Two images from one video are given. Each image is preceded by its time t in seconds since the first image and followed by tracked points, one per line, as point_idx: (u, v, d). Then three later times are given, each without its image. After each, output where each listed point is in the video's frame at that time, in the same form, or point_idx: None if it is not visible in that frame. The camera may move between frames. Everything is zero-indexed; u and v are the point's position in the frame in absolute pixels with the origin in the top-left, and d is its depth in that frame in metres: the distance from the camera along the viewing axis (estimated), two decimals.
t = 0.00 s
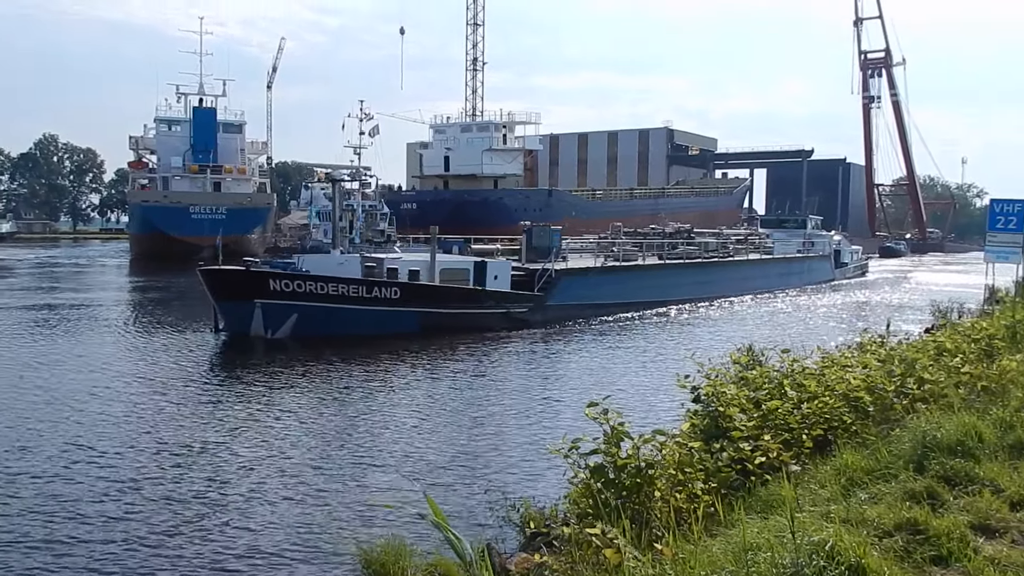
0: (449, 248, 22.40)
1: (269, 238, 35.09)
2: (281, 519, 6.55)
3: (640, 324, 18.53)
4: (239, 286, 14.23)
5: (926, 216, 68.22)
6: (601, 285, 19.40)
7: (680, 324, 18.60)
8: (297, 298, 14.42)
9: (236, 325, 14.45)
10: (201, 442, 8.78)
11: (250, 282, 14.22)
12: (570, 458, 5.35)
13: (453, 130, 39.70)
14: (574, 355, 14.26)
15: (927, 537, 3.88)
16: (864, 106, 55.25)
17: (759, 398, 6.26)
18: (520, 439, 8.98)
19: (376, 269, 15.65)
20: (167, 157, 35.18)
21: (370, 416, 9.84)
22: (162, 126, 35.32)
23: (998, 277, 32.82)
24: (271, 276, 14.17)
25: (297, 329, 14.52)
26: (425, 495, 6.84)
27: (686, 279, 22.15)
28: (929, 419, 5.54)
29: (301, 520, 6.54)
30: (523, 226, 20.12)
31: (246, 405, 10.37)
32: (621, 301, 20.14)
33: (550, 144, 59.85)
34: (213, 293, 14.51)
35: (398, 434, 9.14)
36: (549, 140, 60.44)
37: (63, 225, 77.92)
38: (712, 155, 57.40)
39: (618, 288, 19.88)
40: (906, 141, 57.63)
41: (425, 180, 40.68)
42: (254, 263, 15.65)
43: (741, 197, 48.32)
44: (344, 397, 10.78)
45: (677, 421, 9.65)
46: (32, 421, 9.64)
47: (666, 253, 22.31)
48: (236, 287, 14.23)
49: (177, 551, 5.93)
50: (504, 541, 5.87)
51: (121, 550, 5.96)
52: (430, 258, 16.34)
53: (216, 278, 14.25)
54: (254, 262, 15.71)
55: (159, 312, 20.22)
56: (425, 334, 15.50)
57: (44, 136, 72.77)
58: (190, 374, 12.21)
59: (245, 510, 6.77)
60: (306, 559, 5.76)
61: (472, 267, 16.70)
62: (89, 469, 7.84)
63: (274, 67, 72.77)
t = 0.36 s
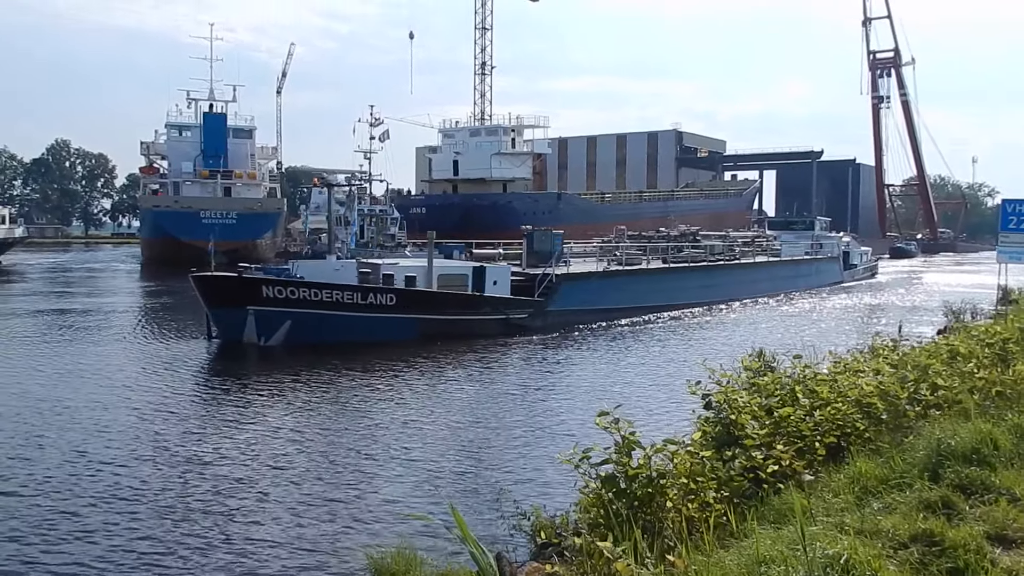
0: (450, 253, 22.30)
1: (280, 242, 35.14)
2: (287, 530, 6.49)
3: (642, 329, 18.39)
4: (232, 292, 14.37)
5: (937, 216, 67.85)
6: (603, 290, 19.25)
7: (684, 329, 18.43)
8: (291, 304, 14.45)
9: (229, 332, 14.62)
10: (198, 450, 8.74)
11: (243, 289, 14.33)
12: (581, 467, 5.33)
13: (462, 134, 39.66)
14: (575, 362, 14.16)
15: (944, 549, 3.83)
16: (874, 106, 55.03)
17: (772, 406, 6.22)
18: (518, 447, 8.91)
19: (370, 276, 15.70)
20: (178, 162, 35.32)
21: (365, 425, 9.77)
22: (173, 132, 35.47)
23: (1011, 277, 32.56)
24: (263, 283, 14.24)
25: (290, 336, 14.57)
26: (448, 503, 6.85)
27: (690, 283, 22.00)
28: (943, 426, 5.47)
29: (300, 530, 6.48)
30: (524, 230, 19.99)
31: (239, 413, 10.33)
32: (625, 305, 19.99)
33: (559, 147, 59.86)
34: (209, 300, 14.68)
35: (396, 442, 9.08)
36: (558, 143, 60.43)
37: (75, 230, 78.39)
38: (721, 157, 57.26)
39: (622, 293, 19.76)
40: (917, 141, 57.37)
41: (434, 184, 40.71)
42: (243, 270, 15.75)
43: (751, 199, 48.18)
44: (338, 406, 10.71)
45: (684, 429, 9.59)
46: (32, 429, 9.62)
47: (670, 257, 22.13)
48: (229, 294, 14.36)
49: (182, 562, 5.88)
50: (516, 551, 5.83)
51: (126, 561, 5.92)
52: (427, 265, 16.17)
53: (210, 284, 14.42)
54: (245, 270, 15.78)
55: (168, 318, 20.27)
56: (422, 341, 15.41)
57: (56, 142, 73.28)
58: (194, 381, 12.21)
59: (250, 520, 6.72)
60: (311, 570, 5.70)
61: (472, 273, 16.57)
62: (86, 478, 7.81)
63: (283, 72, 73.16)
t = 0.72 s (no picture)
0: (449, 266, 22.23)
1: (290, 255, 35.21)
2: (287, 549, 6.44)
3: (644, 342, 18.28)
4: (222, 307, 14.13)
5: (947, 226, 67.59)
6: (603, 302, 19.18)
7: (686, 342, 18.31)
8: (283, 319, 14.25)
9: (219, 347, 14.30)
10: (195, 466, 8.69)
11: (234, 303, 14.12)
12: (591, 484, 5.30)
13: (470, 147, 39.76)
14: (574, 376, 14.09)
15: (960, 567, 3.79)
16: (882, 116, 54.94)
17: (782, 420, 6.18)
18: (516, 464, 8.83)
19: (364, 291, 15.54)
20: (188, 175, 35.48)
21: (361, 441, 9.72)
22: (182, 145, 35.69)
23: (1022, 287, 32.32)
24: (255, 297, 14.04)
25: (282, 352, 14.36)
26: (447, 522, 6.79)
27: (693, 295, 21.91)
28: (957, 441, 5.40)
29: (301, 550, 6.43)
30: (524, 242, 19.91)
31: (234, 428, 10.28)
32: (626, 318, 19.90)
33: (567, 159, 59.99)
34: (199, 315, 14.43)
35: (394, 457, 9.03)
36: (566, 155, 60.57)
37: (86, 242, 78.83)
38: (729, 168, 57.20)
39: (624, 305, 19.75)
40: (926, 150, 57.23)
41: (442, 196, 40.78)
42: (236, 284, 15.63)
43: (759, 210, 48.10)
44: (334, 421, 10.65)
45: (687, 444, 9.53)
46: (31, 444, 9.61)
47: (673, 268, 22.05)
48: (219, 309, 14.12)
49: None
50: (525, 569, 5.79)
51: None
52: (422, 278, 16.15)
53: (200, 299, 14.19)
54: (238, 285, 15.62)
55: (176, 331, 20.30)
56: (418, 356, 15.24)
57: (67, 155, 73.75)
58: (195, 396, 12.16)
59: (251, 538, 6.67)
60: None
61: (469, 287, 16.50)
62: (82, 495, 7.78)
63: (292, 85, 73.65)
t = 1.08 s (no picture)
0: (446, 281, 22.16)
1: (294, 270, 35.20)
2: (287, 569, 6.38)
3: (640, 359, 18.22)
4: (208, 323, 13.96)
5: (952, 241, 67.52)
6: (599, 318, 19.11)
7: (683, 359, 18.24)
8: (269, 335, 14.07)
9: (205, 364, 14.16)
10: (185, 485, 8.60)
11: (221, 320, 13.95)
12: (597, 503, 5.27)
13: (475, 161, 39.86)
14: (571, 394, 14.01)
15: None
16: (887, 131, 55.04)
17: (789, 439, 6.13)
18: (507, 484, 8.74)
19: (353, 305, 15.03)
20: (194, 189, 35.68)
21: (351, 459, 9.63)
22: (188, 159, 35.94)
23: None
24: (241, 313, 13.88)
25: (268, 369, 14.20)
26: (448, 542, 6.74)
27: (692, 310, 21.83)
28: (966, 460, 5.36)
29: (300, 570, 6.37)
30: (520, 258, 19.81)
31: (224, 446, 10.20)
32: (623, 334, 19.84)
33: (572, 173, 60.15)
34: (184, 331, 14.25)
35: (385, 477, 8.95)
36: (570, 169, 60.73)
37: (92, 257, 79.06)
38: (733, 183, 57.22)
39: (622, 321, 19.71)
40: (930, 165, 57.25)
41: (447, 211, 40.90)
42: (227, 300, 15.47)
43: (763, 225, 48.08)
44: (325, 439, 10.57)
45: (683, 463, 9.44)
46: (22, 461, 9.52)
47: (673, 283, 21.98)
48: (205, 325, 13.96)
49: None
50: None
51: None
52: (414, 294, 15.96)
53: (186, 315, 14.01)
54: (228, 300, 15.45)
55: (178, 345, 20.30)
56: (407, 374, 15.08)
57: (74, 170, 74.09)
58: (189, 414, 12.10)
59: (250, 558, 6.61)
60: None
61: (461, 302, 16.37)
62: (71, 514, 7.69)
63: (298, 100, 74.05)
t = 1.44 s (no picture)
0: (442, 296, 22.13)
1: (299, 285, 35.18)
2: None
3: (639, 376, 18.06)
4: (194, 339, 13.75)
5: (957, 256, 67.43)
6: (596, 334, 19.00)
7: (683, 376, 18.12)
8: (256, 352, 13.80)
9: (191, 381, 13.93)
10: (182, 504, 8.56)
11: (206, 336, 13.73)
12: (604, 521, 5.26)
13: (480, 176, 39.96)
14: (573, 410, 13.95)
15: None
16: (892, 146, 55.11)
17: (796, 456, 6.12)
18: (504, 504, 8.66)
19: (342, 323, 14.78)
20: (200, 205, 35.90)
21: (346, 479, 9.55)
22: (194, 174, 36.13)
23: None
24: (226, 329, 13.66)
25: (255, 388, 13.89)
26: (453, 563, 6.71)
27: (692, 326, 21.70)
28: (975, 479, 5.33)
29: None
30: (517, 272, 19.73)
31: (218, 465, 10.12)
32: (621, 351, 19.71)
33: (576, 189, 60.30)
34: (170, 348, 14.05)
35: (381, 496, 8.87)
36: (575, 184, 60.88)
37: (98, 272, 79.33)
38: (738, 198, 57.23)
39: (622, 336, 19.62)
40: (936, 180, 57.26)
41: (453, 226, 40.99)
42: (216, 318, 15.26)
43: (769, 240, 48.06)
44: (323, 458, 10.50)
45: (682, 482, 9.33)
46: (21, 479, 9.49)
47: (673, 299, 21.91)
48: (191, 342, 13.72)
49: None
50: None
51: None
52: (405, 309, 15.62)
53: (172, 331, 13.81)
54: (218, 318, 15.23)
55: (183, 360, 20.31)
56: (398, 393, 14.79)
57: (81, 186, 74.52)
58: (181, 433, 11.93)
59: None
60: None
61: (455, 318, 16.11)
62: (69, 534, 7.64)
63: (304, 116, 74.45)
